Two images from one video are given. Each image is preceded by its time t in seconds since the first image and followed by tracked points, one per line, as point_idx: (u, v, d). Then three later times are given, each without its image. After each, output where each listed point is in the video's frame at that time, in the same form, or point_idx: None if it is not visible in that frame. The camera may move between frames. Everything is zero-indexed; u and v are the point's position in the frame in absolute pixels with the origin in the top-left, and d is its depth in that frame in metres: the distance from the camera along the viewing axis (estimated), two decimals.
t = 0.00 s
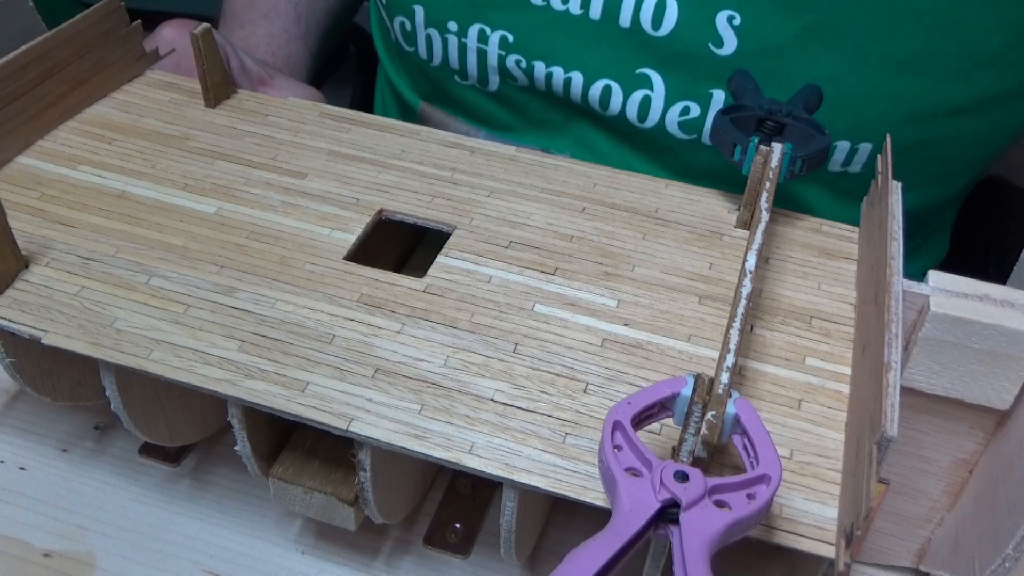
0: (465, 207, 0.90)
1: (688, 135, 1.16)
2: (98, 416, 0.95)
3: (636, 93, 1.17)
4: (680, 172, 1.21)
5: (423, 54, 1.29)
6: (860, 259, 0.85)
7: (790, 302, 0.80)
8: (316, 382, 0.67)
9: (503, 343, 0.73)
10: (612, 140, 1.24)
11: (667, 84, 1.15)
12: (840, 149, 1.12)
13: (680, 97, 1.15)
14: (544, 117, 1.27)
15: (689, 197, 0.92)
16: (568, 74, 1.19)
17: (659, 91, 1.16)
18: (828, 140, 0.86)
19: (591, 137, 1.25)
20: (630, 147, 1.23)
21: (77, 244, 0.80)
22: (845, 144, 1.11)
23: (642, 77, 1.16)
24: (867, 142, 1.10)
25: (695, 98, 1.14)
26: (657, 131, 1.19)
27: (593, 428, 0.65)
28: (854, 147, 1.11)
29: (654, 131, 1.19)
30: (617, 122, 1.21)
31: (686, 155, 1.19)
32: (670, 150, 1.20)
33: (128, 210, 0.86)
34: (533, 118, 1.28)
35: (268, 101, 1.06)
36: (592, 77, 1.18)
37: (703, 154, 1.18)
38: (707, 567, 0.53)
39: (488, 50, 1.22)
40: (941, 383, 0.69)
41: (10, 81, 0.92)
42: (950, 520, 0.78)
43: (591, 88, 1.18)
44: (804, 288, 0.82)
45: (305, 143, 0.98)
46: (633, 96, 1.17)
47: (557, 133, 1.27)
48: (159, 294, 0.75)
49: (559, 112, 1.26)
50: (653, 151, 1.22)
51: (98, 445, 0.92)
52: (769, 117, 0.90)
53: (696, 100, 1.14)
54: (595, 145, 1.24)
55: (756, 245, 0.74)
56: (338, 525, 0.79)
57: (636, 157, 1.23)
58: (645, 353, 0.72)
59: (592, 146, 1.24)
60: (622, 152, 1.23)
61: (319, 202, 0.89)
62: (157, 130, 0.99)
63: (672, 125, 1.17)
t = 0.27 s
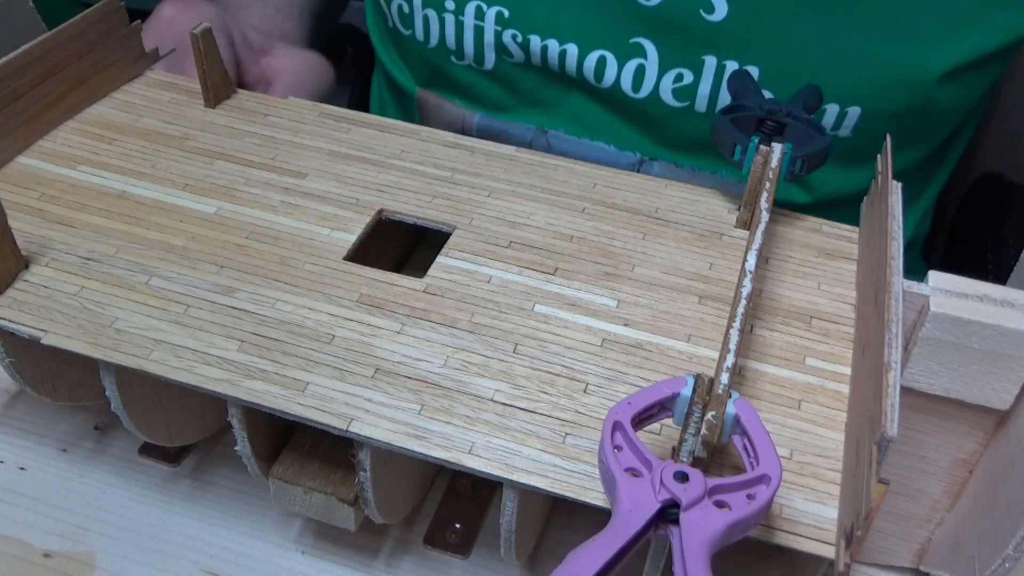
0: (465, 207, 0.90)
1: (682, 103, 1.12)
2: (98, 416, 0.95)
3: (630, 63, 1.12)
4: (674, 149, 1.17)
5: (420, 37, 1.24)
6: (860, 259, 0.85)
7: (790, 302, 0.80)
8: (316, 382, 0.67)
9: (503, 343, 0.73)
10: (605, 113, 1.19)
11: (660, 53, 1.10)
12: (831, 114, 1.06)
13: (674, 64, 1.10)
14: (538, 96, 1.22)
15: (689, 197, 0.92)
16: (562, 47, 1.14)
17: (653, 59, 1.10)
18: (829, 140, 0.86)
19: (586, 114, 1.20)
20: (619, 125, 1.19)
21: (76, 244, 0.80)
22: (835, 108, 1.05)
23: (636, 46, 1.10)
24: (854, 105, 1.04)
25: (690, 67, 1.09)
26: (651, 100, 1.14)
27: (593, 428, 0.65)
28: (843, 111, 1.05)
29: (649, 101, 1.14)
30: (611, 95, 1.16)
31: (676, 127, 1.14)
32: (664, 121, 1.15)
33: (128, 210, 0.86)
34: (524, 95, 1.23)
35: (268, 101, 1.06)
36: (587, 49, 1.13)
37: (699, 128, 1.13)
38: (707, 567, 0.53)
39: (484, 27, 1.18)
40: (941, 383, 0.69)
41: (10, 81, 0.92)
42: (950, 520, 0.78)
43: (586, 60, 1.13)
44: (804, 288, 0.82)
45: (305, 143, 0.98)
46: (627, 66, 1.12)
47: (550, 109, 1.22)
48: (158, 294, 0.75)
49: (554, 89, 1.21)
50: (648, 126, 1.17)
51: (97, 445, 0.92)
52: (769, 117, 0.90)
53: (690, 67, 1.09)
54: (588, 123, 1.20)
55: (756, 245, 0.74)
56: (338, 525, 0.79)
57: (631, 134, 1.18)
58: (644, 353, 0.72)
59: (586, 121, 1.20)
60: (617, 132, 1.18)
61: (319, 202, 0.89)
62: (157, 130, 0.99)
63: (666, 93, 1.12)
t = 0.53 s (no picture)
0: (465, 207, 0.90)
1: (660, 53, 1.09)
2: (98, 416, 0.95)
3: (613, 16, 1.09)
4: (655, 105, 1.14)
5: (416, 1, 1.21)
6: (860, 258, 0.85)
7: (790, 302, 0.80)
8: (316, 382, 0.67)
9: (503, 343, 0.73)
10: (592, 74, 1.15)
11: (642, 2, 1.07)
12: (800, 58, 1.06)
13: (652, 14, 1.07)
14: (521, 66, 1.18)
15: (689, 197, 0.92)
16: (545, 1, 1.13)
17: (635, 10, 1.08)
18: (829, 139, 0.86)
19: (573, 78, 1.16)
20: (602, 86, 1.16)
21: (76, 244, 0.80)
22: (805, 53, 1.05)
23: None
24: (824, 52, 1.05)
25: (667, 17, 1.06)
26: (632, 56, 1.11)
27: (593, 428, 0.65)
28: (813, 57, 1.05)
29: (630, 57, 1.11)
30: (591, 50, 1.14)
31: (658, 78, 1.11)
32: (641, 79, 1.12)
33: (128, 210, 0.86)
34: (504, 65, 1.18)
35: (268, 100, 1.06)
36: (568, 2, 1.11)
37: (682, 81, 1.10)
38: (707, 568, 0.53)
39: None
40: (941, 383, 0.69)
41: (10, 81, 0.92)
42: (950, 520, 0.78)
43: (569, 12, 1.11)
44: (804, 288, 0.82)
45: (305, 143, 0.98)
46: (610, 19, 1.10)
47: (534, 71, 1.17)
48: (158, 294, 0.75)
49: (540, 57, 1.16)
50: (628, 84, 1.14)
51: (97, 445, 0.92)
52: (769, 117, 0.90)
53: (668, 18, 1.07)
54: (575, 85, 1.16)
55: (756, 245, 0.74)
56: (338, 525, 0.79)
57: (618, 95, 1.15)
58: (644, 353, 0.72)
59: (570, 83, 1.16)
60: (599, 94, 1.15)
61: (319, 202, 0.89)
62: (157, 130, 0.99)
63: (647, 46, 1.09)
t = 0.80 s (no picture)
0: (465, 207, 0.90)
1: (596, 28, 1.15)
2: (98, 417, 0.95)
3: None
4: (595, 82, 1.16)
5: None
6: (860, 259, 0.85)
7: (790, 302, 0.80)
8: (316, 382, 0.67)
9: (503, 343, 0.73)
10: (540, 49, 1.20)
11: None
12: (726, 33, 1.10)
13: None
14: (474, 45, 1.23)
15: (689, 197, 0.92)
16: None
17: None
18: (828, 139, 0.86)
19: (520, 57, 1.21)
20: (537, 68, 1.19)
21: (76, 244, 0.80)
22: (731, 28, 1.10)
23: None
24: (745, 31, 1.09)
25: None
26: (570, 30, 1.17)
27: (593, 428, 0.65)
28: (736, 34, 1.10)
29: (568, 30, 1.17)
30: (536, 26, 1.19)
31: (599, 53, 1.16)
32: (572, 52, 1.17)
33: (128, 210, 0.86)
34: (457, 46, 1.25)
35: (268, 101, 1.06)
36: None
37: (615, 56, 1.15)
38: (707, 568, 0.53)
39: None
40: (941, 383, 0.69)
41: (11, 81, 0.92)
42: (950, 520, 0.78)
43: None
44: (804, 288, 0.82)
45: (305, 143, 0.98)
46: None
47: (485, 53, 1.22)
48: (158, 294, 0.75)
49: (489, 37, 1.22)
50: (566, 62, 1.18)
51: (98, 445, 0.92)
52: (769, 117, 0.90)
53: None
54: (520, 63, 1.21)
55: (756, 245, 0.74)
56: (338, 525, 0.79)
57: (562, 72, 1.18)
58: (645, 353, 0.72)
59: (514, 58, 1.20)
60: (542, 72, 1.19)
61: (319, 202, 0.89)
62: (157, 130, 0.99)
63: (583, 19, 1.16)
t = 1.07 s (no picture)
0: (465, 207, 0.90)
1: (599, 31, 1.12)
2: (98, 417, 0.95)
3: None
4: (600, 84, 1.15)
5: None
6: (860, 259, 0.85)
7: (790, 302, 0.80)
8: (316, 382, 0.67)
9: (503, 343, 0.73)
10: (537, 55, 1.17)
11: None
12: (732, 41, 1.08)
13: None
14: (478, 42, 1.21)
15: (689, 197, 0.92)
16: None
17: None
18: (828, 139, 0.86)
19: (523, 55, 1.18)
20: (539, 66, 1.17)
21: (76, 244, 0.80)
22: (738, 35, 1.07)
23: None
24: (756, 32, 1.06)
25: None
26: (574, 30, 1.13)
27: (593, 428, 0.65)
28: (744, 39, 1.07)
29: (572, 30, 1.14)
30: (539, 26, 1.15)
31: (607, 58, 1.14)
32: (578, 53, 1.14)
33: (128, 210, 0.86)
34: (455, 45, 1.22)
35: (269, 101, 1.06)
36: None
37: (618, 60, 1.13)
38: (707, 568, 0.53)
39: None
40: (941, 383, 0.69)
41: (11, 81, 0.92)
42: (950, 520, 0.78)
43: None
44: (804, 288, 0.82)
45: (305, 143, 0.98)
46: None
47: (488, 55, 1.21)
48: (158, 294, 0.75)
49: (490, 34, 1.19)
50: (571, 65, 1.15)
51: (98, 445, 0.92)
52: (769, 117, 0.90)
53: None
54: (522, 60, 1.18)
55: (756, 245, 0.74)
56: (338, 525, 0.79)
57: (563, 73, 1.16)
58: (645, 353, 0.72)
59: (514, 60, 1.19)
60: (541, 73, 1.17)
61: (319, 202, 0.89)
62: (157, 130, 0.99)
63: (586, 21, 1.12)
